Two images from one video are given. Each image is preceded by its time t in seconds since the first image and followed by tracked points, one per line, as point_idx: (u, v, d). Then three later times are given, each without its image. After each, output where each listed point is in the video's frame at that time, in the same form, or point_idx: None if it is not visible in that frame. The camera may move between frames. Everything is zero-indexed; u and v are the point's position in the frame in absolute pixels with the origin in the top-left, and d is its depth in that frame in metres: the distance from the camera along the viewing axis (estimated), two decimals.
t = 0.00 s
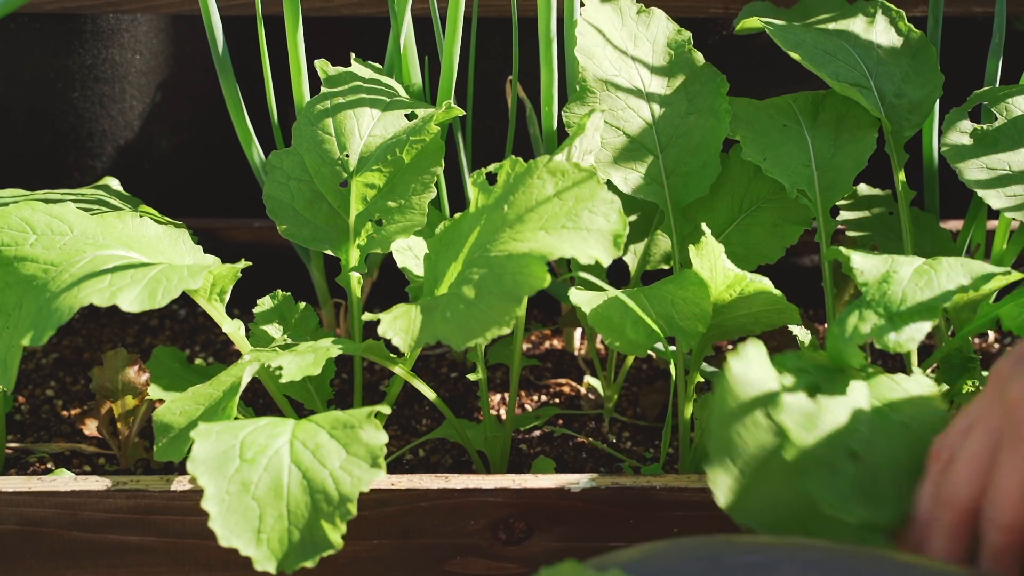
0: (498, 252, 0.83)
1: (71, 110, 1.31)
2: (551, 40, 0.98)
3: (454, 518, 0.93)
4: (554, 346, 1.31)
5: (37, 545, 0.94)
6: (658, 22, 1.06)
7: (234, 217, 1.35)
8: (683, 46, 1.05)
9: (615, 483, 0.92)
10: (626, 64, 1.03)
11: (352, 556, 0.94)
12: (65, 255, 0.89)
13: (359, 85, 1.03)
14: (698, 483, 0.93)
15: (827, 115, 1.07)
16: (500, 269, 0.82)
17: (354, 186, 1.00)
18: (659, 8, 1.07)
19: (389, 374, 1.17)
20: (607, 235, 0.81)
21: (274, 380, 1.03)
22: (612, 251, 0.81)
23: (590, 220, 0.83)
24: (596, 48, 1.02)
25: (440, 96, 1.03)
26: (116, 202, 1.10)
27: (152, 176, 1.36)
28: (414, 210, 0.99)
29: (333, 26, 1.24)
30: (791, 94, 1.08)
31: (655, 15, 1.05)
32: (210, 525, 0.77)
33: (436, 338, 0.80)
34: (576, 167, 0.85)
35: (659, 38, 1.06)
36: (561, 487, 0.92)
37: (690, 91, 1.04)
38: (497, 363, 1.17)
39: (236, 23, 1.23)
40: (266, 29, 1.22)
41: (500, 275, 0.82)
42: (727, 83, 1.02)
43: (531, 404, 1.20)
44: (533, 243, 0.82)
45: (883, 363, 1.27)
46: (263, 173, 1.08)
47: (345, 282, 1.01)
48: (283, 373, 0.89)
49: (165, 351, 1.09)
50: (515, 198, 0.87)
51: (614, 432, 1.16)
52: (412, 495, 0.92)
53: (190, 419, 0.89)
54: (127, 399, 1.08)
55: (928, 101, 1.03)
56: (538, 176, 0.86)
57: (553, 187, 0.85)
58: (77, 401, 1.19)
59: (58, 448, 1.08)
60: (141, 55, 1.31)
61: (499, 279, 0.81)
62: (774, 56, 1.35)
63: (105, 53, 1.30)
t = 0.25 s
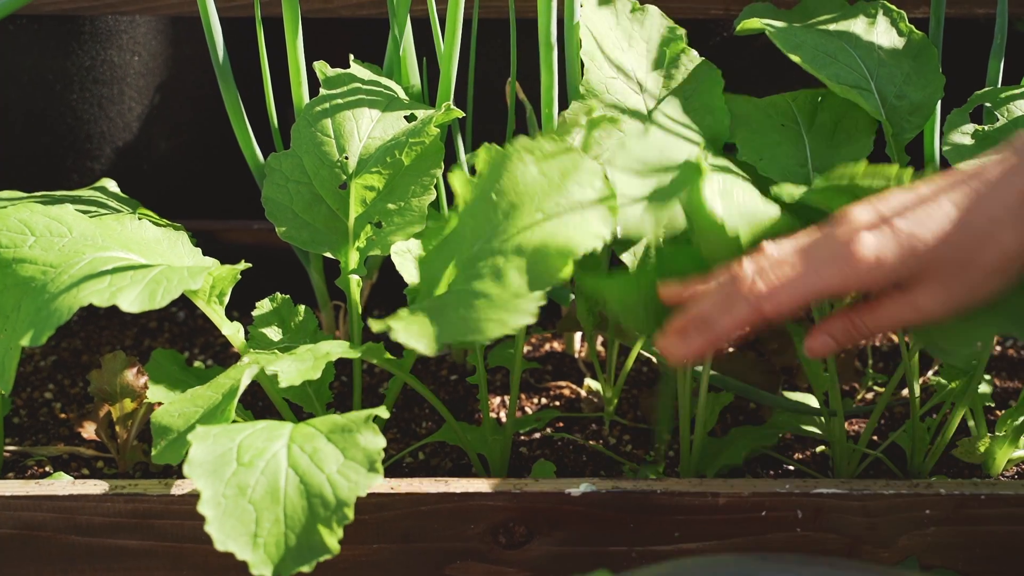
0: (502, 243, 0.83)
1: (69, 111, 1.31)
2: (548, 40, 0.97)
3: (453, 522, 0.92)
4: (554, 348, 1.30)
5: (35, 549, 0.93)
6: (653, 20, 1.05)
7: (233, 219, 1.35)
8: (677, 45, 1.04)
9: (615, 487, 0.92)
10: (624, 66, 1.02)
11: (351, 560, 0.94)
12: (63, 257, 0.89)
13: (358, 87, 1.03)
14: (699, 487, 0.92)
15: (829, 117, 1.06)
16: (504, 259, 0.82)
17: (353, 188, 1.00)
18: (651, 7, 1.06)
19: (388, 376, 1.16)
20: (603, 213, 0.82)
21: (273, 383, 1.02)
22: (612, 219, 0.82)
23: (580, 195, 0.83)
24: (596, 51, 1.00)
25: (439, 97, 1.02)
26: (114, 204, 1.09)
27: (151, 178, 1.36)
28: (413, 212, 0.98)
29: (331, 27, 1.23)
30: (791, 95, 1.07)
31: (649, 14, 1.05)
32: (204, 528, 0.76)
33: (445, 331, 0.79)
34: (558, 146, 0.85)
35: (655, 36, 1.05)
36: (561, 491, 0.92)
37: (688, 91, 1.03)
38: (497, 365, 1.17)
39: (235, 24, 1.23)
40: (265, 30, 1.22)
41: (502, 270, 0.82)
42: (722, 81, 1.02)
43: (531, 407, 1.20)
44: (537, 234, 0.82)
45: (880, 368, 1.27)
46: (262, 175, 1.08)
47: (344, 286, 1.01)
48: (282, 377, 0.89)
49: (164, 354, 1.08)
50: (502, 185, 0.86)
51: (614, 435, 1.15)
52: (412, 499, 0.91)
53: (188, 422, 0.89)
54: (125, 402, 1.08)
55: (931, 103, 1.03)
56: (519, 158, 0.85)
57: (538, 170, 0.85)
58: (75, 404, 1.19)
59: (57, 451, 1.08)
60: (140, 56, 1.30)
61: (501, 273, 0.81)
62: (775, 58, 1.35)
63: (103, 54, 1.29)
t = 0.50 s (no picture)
0: (496, 257, 0.83)
1: (70, 111, 1.31)
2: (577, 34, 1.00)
3: (454, 524, 0.92)
4: (555, 349, 1.30)
5: (35, 551, 0.93)
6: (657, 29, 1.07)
7: (234, 220, 1.35)
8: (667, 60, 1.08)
9: (617, 489, 0.91)
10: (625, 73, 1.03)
11: (352, 562, 0.93)
12: (64, 257, 0.89)
13: (358, 87, 1.03)
14: (701, 488, 0.92)
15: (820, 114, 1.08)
16: (499, 276, 0.82)
17: (354, 190, 1.00)
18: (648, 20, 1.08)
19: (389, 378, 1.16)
20: (607, 243, 0.82)
21: (274, 385, 1.02)
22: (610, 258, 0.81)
23: (590, 230, 0.84)
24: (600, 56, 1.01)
25: (440, 98, 1.02)
26: (115, 205, 1.09)
27: (151, 179, 1.35)
28: (414, 213, 0.98)
29: (329, 28, 1.23)
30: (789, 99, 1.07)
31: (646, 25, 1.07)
32: (204, 533, 0.77)
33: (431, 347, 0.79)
34: (579, 178, 0.87)
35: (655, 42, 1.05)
36: (562, 493, 0.91)
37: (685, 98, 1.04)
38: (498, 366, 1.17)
39: (236, 25, 1.23)
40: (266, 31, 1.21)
41: (496, 283, 0.82)
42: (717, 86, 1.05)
43: (531, 409, 1.20)
44: (530, 250, 0.82)
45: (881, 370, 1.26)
46: (262, 175, 1.08)
47: (345, 286, 1.01)
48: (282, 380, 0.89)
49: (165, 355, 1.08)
50: (517, 207, 0.88)
51: (615, 436, 1.15)
52: (412, 501, 0.91)
53: (189, 425, 0.89)
54: (126, 403, 1.07)
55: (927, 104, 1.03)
56: (540, 185, 0.88)
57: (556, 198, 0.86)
58: (76, 405, 1.18)
59: (57, 452, 1.08)
60: (140, 56, 1.29)
61: (495, 287, 0.81)
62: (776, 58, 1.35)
63: (104, 55, 1.29)
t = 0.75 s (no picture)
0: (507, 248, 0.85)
1: (70, 112, 1.30)
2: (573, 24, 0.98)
3: (457, 526, 0.92)
4: (557, 350, 1.30)
5: (36, 553, 0.93)
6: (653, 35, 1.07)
7: (235, 221, 1.35)
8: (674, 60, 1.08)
9: (620, 491, 0.91)
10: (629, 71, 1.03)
11: (353, 564, 0.93)
12: (65, 258, 0.88)
13: (360, 87, 1.03)
14: (704, 490, 0.92)
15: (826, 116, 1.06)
16: (512, 265, 0.83)
17: (357, 190, 0.99)
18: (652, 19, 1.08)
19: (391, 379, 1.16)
20: (616, 230, 0.84)
21: (276, 385, 1.02)
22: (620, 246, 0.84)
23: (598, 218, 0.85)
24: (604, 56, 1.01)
25: (442, 99, 1.02)
26: (116, 206, 1.09)
27: (152, 179, 1.35)
28: (416, 213, 0.98)
29: (330, 28, 1.22)
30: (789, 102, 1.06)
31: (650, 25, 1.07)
32: (209, 531, 0.76)
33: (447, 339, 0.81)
34: (579, 165, 0.89)
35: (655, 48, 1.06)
36: (564, 495, 0.91)
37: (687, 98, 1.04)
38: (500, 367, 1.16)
39: (238, 25, 1.22)
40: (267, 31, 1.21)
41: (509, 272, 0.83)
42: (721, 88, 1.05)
43: (533, 410, 1.19)
44: (544, 240, 0.84)
45: (884, 371, 1.26)
46: (264, 175, 1.08)
47: (347, 288, 1.01)
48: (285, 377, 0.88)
49: (166, 356, 1.08)
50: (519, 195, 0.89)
51: (618, 438, 1.15)
52: (414, 504, 0.91)
53: (191, 424, 0.88)
54: (127, 405, 1.07)
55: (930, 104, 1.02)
56: (545, 173, 0.89)
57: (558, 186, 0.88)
58: (76, 406, 1.18)
59: (57, 454, 1.07)
60: (141, 57, 1.29)
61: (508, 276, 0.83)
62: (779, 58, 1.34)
63: (104, 54, 1.29)
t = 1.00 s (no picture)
0: (504, 255, 0.87)
1: (71, 114, 1.30)
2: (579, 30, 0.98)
3: (457, 529, 0.92)
4: (557, 353, 1.30)
5: (36, 556, 0.93)
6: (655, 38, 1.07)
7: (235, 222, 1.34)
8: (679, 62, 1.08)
9: (621, 494, 0.91)
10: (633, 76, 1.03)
11: (353, 567, 0.93)
12: (64, 263, 0.88)
13: (361, 90, 1.03)
14: (705, 493, 0.92)
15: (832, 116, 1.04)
16: (509, 272, 0.85)
17: (357, 193, 0.99)
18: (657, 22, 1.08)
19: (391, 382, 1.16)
20: (616, 241, 0.85)
21: (276, 389, 1.02)
22: (619, 257, 0.85)
23: (598, 228, 0.87)
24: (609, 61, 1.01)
25: (442, 101, 1.02)
26: (116, 209, 1.09)
27: (152, 181, 1.35)
28: (417, 216, 0.98)
29: (330, 30, 1.22)
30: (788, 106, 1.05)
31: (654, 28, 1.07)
32: (210, 536, 0.76)
33: (444, 343, 0.82)
34: (585, 175, 0.91)
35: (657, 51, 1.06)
36: (565, 498, 0.91)
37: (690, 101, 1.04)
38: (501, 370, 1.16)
39: (238, 27, 1.22)
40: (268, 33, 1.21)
41: (507, 280, 0.85)
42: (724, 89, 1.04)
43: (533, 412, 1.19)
44: (542, 247, 0.85)
45: (884, 373, 1.26)
46: (265, 178, 1.07)
47: (347, 290, 1.01)
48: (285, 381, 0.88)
49: (167, 359, 1.08)
50: (523, 203, 0.91)
51: (618, 440, 1.15)
52: (414, 507, 0.91)
53: (191, 428, 0.88)
54: (127, 407, 1.07)
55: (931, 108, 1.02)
56: (548, 181, 0.91)
57: (562, 196, 0.90)
58: (76, 409, 1.18)
59: (57, 457, 1.07)
60: (141, 59, 1.29)
61: (506, 283, 0.84)
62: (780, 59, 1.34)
63: (104, 57, 1.28)
